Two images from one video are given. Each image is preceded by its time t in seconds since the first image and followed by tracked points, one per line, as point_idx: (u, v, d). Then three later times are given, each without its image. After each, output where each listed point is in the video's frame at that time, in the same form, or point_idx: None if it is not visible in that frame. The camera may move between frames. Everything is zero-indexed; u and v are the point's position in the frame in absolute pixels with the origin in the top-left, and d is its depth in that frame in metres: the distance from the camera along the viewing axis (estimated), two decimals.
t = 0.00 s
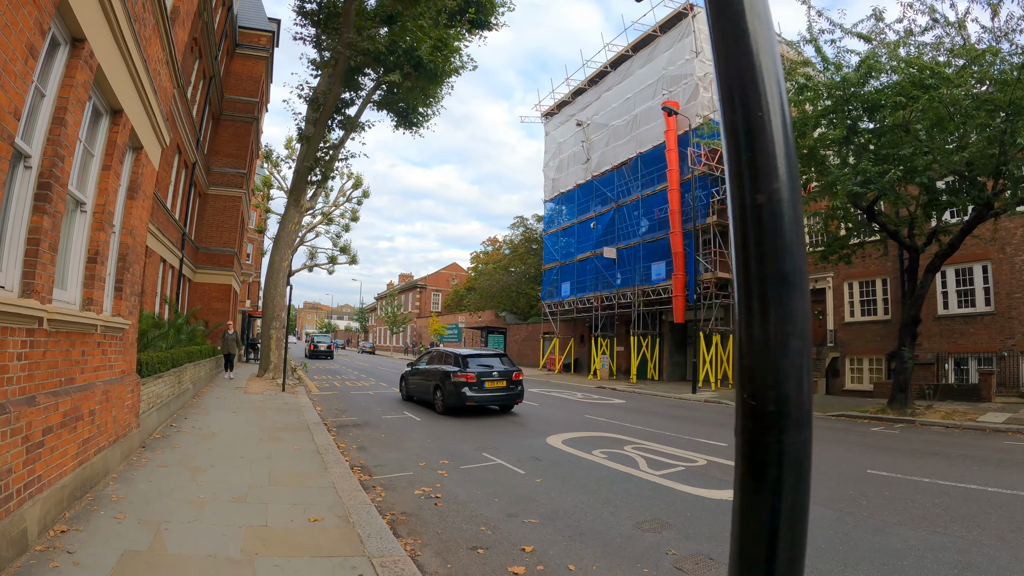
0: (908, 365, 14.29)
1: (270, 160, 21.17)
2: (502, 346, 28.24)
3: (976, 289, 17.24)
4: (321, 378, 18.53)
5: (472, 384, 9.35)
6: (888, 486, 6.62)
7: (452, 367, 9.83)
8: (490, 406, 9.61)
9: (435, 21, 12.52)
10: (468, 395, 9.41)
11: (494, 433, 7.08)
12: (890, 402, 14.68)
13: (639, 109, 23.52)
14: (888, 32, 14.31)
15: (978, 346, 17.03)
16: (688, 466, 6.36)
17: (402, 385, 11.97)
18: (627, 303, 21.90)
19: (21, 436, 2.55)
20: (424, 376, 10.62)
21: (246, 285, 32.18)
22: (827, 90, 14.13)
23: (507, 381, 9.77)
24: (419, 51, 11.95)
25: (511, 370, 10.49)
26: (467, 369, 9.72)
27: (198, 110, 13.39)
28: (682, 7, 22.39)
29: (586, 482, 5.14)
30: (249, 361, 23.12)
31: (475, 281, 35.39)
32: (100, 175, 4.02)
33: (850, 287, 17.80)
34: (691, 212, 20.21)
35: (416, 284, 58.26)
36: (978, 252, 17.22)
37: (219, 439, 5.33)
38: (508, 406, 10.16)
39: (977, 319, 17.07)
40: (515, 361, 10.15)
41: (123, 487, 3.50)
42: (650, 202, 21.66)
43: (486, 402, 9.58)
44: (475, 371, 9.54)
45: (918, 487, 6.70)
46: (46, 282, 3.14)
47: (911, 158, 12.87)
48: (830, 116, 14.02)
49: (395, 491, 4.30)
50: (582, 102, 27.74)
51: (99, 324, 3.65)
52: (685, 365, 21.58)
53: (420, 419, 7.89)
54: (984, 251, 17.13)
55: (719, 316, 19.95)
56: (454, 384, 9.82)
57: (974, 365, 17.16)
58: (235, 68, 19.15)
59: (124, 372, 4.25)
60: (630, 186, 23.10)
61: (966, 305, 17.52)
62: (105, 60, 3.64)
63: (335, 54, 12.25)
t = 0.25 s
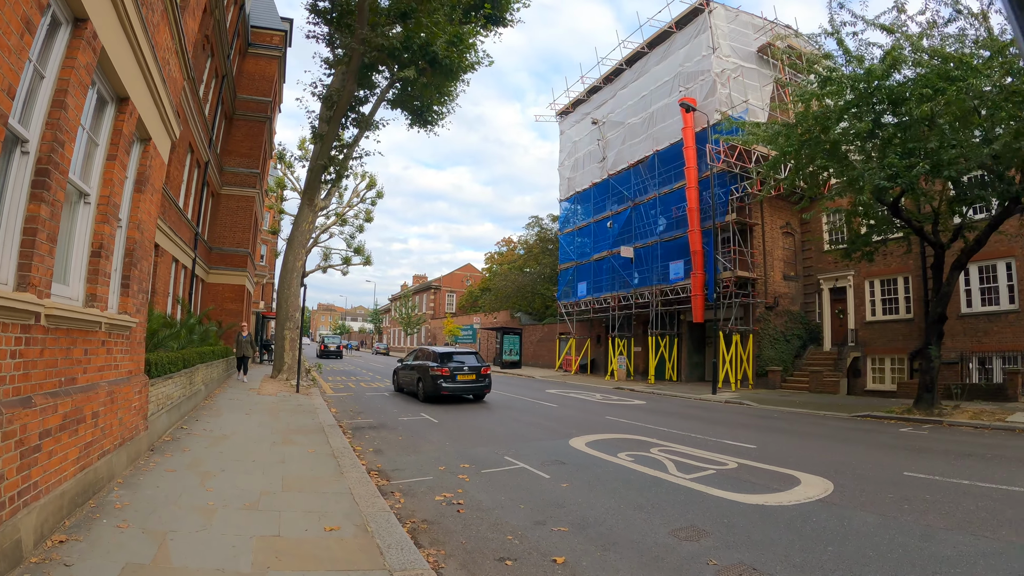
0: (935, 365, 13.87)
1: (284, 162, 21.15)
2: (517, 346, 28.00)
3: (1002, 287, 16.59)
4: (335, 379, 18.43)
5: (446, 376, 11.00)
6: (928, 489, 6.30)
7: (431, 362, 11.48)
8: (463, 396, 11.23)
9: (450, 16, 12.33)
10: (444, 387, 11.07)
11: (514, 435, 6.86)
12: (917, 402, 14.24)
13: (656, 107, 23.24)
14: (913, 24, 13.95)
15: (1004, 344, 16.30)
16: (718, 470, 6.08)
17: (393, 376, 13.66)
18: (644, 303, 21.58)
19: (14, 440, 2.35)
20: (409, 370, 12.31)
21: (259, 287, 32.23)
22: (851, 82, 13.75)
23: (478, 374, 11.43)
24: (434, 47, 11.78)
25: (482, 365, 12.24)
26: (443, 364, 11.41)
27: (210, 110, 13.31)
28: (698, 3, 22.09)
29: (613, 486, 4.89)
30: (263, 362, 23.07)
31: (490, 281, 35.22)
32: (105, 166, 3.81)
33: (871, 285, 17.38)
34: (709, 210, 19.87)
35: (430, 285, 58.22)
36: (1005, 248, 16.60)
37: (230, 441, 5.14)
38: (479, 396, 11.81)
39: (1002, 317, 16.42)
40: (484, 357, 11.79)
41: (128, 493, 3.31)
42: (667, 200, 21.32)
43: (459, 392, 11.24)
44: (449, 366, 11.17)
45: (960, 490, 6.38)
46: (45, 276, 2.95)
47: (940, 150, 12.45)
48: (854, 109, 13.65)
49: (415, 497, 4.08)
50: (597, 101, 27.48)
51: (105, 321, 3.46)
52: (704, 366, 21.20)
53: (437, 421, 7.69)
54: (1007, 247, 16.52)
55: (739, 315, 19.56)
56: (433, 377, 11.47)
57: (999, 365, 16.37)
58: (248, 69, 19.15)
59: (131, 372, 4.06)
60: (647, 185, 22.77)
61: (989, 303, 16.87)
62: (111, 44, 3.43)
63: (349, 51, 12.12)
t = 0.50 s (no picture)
0: (958, 366, 13.42)
1: (297, 163, 21.09)
2: (532, 348, 27.73)
3: None
4: (349, 381, 18.28)
5: (432, 373, 13.18)
6: (973, 499, 5.94)
7: (420, 361, 13.60)
8: (445, 388, 13.39)
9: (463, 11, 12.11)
10: (429, 380, 13.24)
11: (533, 440, 6.61)
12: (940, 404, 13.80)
13: (671, 104, 22.86)
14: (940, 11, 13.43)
15: None
16: (749, 478, 5.77)
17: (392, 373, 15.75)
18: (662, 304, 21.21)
19: None
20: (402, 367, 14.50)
21: (273, 288, 32.28)
22: (875, 75, 13.32)
23: (458, 370, 13.55)
24: (447, 43, 11.56)
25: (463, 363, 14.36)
26: (430, 362, 13.68)
27: (221, 110, 13.21)
28: None
29: (642, 496, 4.62)
30: (276, 364, 23.02)
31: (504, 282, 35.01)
32: (102, 159, 3.61)
33: (889, 284, 16.95)
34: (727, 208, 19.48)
35: (444, 286, 58.12)
36: None
37: (239, 449, 4.94)
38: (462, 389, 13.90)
39: None
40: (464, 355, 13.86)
41: (128, 507, 3.10)
42: (684, 198, 20.96)
43: (443, 386, 13.39)
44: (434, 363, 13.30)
45: (1008, 500, 6.01)
46: (33, 275, 2.74)
47: (970, 144, 12.00)
48: (878, 103, 13.21)
49: (432, 509, 3.83)
50: (612, 99, 27.17)
51: (103, 325, 3.26)
52: (722, 368, 20.80)
53: (453, 426, 7.46)
54: None
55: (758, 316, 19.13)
56: (422, 373, 13.69)
57: None
58: (259, 69, 19.12)
59: (134, 378, 3.87)
60: (664, 184, 22.41)
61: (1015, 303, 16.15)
62: (106, 28, 3.23)
63: (361, 48, 11.97)
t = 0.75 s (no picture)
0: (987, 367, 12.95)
1: (309, 165, 21.02)
2: (547, 349, 27.44)
3: None
4: (362, 384, 18.11)
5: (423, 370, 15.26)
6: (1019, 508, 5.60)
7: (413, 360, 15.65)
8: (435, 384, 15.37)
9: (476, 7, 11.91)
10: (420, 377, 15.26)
11: (552, 446, 6.37)
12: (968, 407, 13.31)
13: (687, 102, 22.52)
14: None
15: None
16: (782, 487, 5.47)
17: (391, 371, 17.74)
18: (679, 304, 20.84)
19: None
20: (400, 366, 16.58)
21: (285, 290, 32.30)
22: (898, 69, 12.92)
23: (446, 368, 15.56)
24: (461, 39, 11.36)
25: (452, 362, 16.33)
26: (423, 361, 15.74)
27: (231, 109, 13.13)
28: None
29: (671, 507, 4.35)
30: (289, 366, 22.95)
31: (517, 284, 34.79)
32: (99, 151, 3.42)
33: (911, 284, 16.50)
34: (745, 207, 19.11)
35: (456, 287, 58.02)
36: None
37: (248, 456, 4.74)
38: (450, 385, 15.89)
39: None
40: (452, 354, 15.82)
41: (127, 522, 2.90)
42: (700, 198, 20.61)
43: (434, 382, 15.44)
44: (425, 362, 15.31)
45: None
46: (20, 274, 2.54)
47: (999, 137, 11.58)
48: (901, 97, 12.80)
49: (451, 522, 3.60)
50: (625, 98, 26.87)
51: (99, 327, 3.06)
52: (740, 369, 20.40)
53: (469, 431, 7.23)
54: None
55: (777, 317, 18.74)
56: (415, 370, 15.73)
57: None
58: (269, 68, 19.12)
59: (135, 384, 3.69)
60: (679, 183, 22.07)
61: None
62: (101, 11, 3.04)
63: (372, 45, 11.82)
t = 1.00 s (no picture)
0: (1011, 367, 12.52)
1: (319, 165, 20.94)
2: (560, 350, 27.16)
3: None
4: (375, 385, 17.97)
5: (418, 366, 17.66)
6: None
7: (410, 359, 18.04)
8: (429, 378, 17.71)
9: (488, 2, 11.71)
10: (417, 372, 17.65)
11: (572, 449, 6.12)
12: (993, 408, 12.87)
13: (701, 98, 22.17)
14: None
15: None
16: (816, 492, 5.18)
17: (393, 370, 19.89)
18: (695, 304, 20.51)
19: None
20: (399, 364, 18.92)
21: (295, 290, 32.28)
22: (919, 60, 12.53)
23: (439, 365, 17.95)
24: (474, 32, 11.15)
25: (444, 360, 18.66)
26: (418, 359, 17.95)
27: (240, 108, 13.01)
28: None
29: (702, 514, 4.09)
30: (300, 368, 22.86)
31: (530, 284, 34.58)
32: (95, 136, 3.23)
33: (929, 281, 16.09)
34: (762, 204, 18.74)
35: (467, 288, 57.94)
36: None
37: (256, 461, 4.54)
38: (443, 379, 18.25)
39: None
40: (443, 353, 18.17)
41: (124, 532, 2.70)
42: (716, 195, 20.27)
43: (428, 377, 17.81)
44: (420, 359, 17.69)
45: None
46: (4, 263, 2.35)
47: None
48: (922, 89, 12.39)
49: (471, 533, 3.36)
50: (638, 95, 26.56)
51: (94, 324, 2.87)
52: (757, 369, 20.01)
53: (485, 433, 7.01)
54: None
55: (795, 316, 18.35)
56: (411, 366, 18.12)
57: None
58: (278, 67, 19.08)
59: (136, 385, 3.50)
60: (694, 181, 21.75)
61: None
62: None
63: (383, 40, 11.66)
